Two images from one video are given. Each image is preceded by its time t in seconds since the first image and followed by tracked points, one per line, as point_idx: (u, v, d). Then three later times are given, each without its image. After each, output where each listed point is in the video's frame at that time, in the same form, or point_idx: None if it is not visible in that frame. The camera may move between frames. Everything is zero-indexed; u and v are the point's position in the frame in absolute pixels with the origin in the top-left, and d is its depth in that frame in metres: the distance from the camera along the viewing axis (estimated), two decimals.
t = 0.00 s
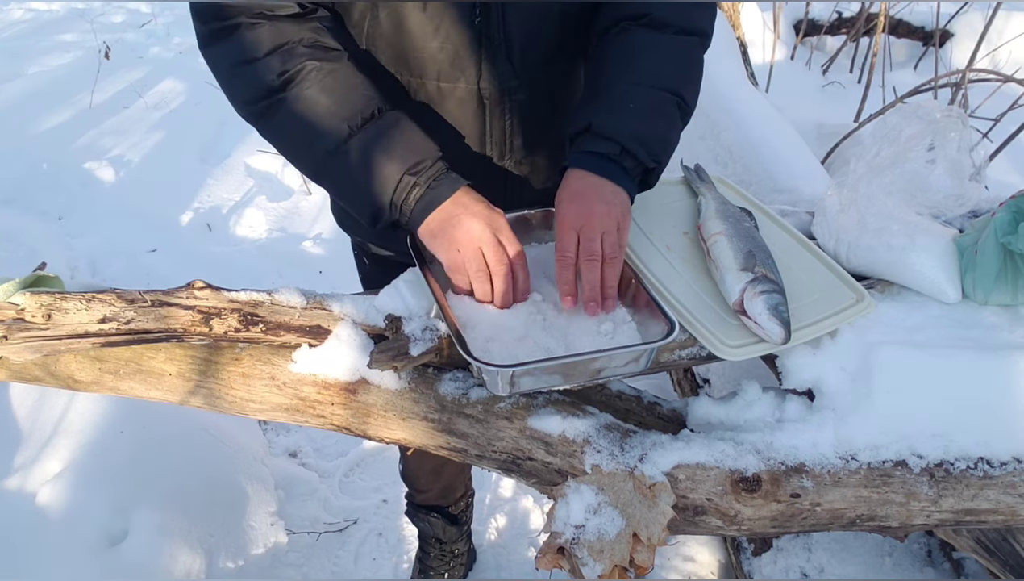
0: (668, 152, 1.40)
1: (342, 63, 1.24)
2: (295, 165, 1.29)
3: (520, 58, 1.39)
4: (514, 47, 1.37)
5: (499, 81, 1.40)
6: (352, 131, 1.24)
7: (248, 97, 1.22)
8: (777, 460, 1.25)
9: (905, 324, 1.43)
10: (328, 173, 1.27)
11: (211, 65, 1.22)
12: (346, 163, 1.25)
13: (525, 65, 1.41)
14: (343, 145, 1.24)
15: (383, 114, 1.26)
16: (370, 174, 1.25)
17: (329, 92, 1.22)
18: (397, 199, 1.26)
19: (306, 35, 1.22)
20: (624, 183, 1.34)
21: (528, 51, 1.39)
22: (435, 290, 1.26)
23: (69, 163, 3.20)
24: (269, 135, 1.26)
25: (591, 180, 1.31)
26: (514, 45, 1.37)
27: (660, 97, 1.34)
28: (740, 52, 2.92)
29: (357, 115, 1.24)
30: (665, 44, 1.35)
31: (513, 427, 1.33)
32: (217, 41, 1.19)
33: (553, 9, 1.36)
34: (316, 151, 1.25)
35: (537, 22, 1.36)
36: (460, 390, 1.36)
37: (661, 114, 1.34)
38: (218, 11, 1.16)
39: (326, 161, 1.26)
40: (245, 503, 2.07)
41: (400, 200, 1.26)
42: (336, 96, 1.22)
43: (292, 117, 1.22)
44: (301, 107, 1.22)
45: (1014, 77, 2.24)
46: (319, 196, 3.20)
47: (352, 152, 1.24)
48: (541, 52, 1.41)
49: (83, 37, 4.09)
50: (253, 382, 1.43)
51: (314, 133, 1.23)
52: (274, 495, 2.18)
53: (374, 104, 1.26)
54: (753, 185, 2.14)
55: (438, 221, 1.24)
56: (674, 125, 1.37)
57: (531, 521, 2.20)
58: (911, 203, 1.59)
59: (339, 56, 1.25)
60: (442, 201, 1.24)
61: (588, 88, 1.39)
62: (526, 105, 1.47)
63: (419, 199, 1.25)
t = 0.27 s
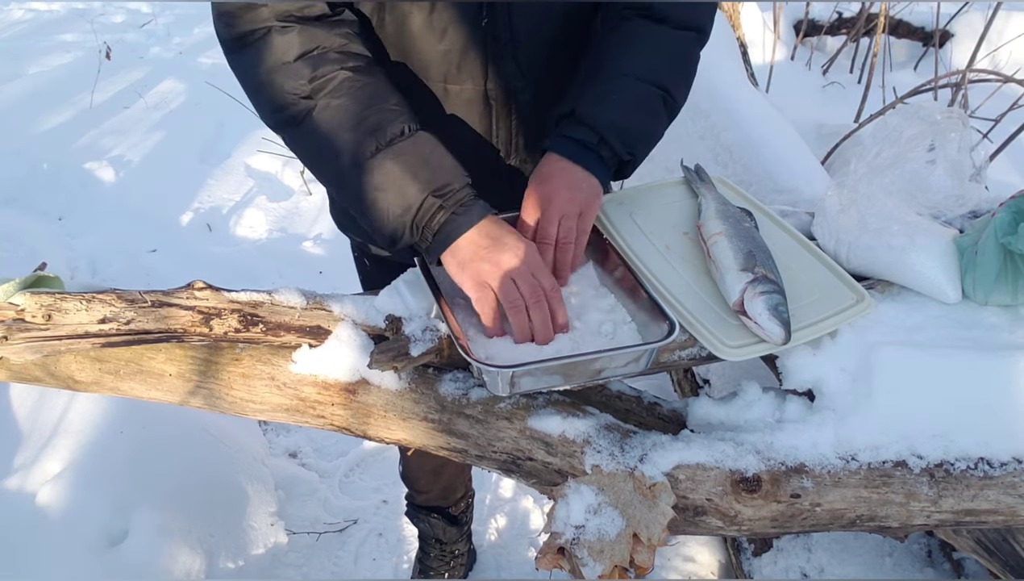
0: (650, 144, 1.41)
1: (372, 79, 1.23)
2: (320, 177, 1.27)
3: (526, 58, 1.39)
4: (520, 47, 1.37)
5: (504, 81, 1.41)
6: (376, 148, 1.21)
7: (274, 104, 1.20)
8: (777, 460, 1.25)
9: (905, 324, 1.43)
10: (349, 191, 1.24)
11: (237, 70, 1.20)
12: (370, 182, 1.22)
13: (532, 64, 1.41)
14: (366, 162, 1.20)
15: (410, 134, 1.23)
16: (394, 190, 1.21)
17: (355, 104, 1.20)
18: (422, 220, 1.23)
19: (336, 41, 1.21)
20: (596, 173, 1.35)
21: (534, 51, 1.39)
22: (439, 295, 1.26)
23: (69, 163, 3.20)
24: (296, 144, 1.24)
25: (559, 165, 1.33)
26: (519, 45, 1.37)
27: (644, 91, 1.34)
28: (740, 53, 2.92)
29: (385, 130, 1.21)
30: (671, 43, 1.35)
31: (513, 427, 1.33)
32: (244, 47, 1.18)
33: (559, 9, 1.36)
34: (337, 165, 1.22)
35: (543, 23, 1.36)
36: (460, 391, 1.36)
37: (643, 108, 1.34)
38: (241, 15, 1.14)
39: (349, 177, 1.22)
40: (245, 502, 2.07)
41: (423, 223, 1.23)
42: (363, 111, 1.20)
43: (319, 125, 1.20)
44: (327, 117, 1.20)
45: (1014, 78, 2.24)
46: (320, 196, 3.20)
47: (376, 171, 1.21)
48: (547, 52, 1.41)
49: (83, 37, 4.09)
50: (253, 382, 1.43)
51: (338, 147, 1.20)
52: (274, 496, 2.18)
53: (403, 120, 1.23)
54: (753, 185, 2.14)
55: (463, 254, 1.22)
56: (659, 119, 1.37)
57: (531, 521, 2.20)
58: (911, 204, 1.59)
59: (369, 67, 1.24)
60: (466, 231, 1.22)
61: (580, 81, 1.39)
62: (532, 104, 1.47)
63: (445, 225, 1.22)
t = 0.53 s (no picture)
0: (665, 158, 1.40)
1: (388, 79, 1.23)
2: (335, 174, 1.26)
3: (527, 61, 1.40)
4: (520, 50, 1.37)
5: (504, 83, 1.42)
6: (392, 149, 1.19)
7: (291, 98, 1.19)
8: (777, 460, 1.25)
9: (904, 324, 1.43)
10: (361, 190, 1.22)
11: (254, 64, 1.20)
12: (384, 182, 1.20)
13: (533, 66, 1.41)
14: (382, 162, 1.19)
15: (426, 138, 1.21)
16: (410, 189, 1.19)
17: (370, 103, 1.19)
18: (434, 222, 1.20)
19: (355, 36, 1.20)
20: (618, 195, 1.35)
21: (535, 53, 1.39)
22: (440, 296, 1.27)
23: (68, 163, 3.20)
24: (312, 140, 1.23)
25: (582, 196, 1.32)
26: (519, 47, 1.37)
27: (652, 103, 1.34)
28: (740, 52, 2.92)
29: (402, 129, 1.19)
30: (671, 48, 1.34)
31: (513, 427, 1.33)
32: (261, 39, 1.16)
33: (559, 10, 1.35)
34: (350, 163, 1.21)
35: (544, 25, 1.36)
36: (460, 391, 1.36)
37: (652, 121, 1.34)
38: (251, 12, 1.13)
39: (364, 176, 1.20)
40: (245, 502, 2.07)
41: (436, 225, 1.21)
42: (380, 110, 1.19)
43: (337, 120, 1.19)
44: (343, 113, 1.19)
45: (1014, 77, 2.23)
46: (319, 196, 3.20)
47: (392, 171, 1.19)
48: (549, 54, 1.42)
49: (83, 37, 4.09)
50: (253, 382, 1.43)
51: (353, 143, 1.19)
52: (274, 496, 2.18)
53: (421, 121, 1.22)
54: (753, 185, 2.14)
55: (477, 267, 1.20)
56: (667, 127, 1.36)
57: (531, 521, 2.20)
58: (911, 203, 1.59)
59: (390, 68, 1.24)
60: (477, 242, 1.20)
61: (582, 85, 1.40)
62: (532, 105, 1.48)
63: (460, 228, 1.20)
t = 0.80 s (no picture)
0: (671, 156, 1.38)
1: (346, 64, 1.23)
2: (301, 166, 1.28)
3: (524, 60, 1.40)
4: (517, 48, 1.37)
5: (501, 83, 1.41)
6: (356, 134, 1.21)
7: (254, 96, 1.20)
8: (778, 461, 1.24)
9: (906, 324, 1.43)
10: (330, 177, 1.25)
11: (214, 63, 1.20)
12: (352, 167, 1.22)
13: (530, 65, 1.41)
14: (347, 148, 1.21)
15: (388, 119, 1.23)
16: (376, 176, 1.22)
17: (331, 92, 1.20)
18: (402, 203, 1.23)
19: (313, 33, 1.21)
20: (622, 194, 1.34)
21: (530, 53, 1.39)
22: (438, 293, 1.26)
23: (67, 162, 3.19)
24: (273, 134, 1.23)
25: (585, 195, 1.31)
26: (517, 46, 1.37)
27: (655, 101, 1.32)
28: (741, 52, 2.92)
29: (365, 115, 1.22)
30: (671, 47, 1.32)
31: (513, 427, 1.32)
32: (219, 39, 1.17)
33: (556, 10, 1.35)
34: (318, 152, 1.23)
35: (541, 24, 1.36)
36: (460, 391, 1.35)
37: (656, 118, 1.32)
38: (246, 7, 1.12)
39: (331, 163, 1.23)
40: (244, 503, 2.06)
41: (404, 206, 1.23)
42: (340, 97, 1.20)
43: (299, 114, 1.20)
44: (304, 106, 1.20)
45: (1016, 77, 2.21)
46: (319, 196, 3.19)
47: (358, 156, 1.22)
48: (545, 53, 1.41)
49: (82, 37, 4.09)
50: (252, 382, 1.42)
51: (318, 134, 1.21)
52: (273, 496, 2.17)
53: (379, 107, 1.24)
54: (754, 185, 2.13)
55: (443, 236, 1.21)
56: (672, 125, 1.34)
57: (531, 521, 2.19)
58: (913, 203, 1.59)
59: (347, 56, 1.24)
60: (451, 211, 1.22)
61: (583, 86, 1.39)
62: (528, 105, 1.47)
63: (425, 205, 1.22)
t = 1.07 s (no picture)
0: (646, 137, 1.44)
1: (324, 50, 1.25)
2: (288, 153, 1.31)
3: (526, 58, 1.39)
4: (519, 47, 1.36)
5: (502, 81, 1.40)
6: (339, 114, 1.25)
7: (239, 91, 1.22)
8: (778, 461, 1.24)
9: (906, 324, 1.43)
10: (320, 160, 1.28)
11: (196, 61, 1.22)
12: (340, 147, 1.26)
13: (532, 63, 1.40)
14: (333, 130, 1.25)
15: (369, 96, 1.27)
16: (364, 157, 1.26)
17: (314, 78, 1.23)
18: (389, 176, 1.27)
19: (292, 27, 1.23)
20: (596, 162, 1.37)
21: (532, 52, 1.39)
22: (434, 288, 1.26)
23: (67, 162, 3.19)
24: (261, 127, 1.26)
25: (560, 155, 1.34)
26: (519, 44, 1.36)
27: (645, 84, 1.36)
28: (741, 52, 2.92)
29: (346, 97, 1.26)
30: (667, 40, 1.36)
31: (513, 427, 1.32)
32: (199, 39, 1.19)
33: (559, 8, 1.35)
34: (305, 138, 1.26)
35: (543, 22, 1.35)
36: (460, 391, 1.35)
37: (643, 102, 1.37)
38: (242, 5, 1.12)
39: (319, 147, 1.27)
40: (245, 503, 2.06)
41: (392, 179, 1.27)
42: (322, 82, 1.23)
43: (285, 105, 1.23)
44: (288, 95, 1.23)
45: (1016, 77, 2.21)
46: (319, 196, 3.19)
47: (345, 136, 1.25)
48: (547, 52, 1.40)
49: (82, 37, 4.08)
50: (252, 383, 1.42)
51: (305, 121, 1.24)
52: (273, 497, 2.17)
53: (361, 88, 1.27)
54: (754, 185, 2.13)
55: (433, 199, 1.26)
56: (655, 112, 1.40)
57: (531, 521, 2.19)
58: (913, 203, 1.59)
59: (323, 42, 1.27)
60: (434, 175, 1.26)
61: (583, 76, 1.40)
62: (529, 104, 1.46)
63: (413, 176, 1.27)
